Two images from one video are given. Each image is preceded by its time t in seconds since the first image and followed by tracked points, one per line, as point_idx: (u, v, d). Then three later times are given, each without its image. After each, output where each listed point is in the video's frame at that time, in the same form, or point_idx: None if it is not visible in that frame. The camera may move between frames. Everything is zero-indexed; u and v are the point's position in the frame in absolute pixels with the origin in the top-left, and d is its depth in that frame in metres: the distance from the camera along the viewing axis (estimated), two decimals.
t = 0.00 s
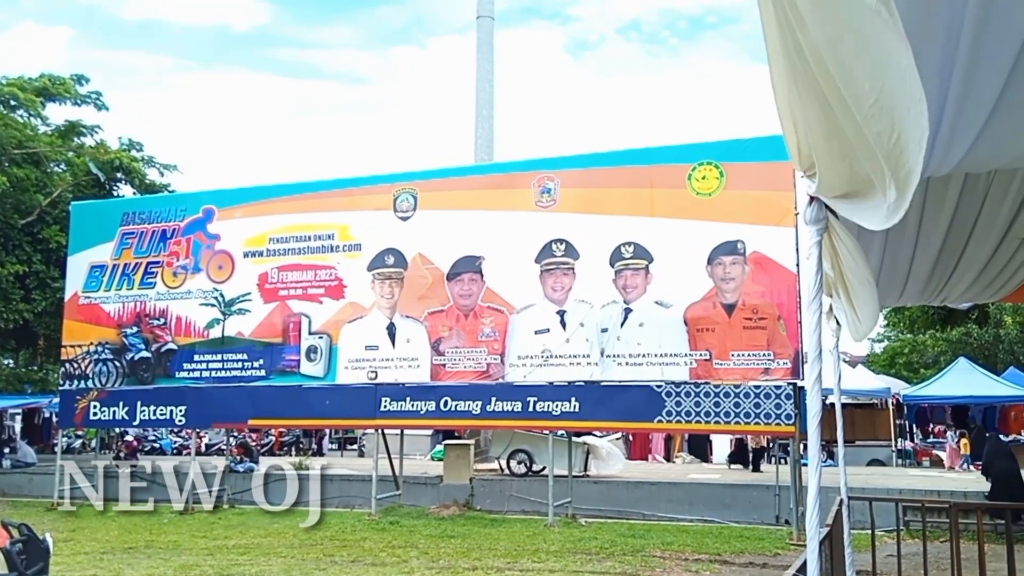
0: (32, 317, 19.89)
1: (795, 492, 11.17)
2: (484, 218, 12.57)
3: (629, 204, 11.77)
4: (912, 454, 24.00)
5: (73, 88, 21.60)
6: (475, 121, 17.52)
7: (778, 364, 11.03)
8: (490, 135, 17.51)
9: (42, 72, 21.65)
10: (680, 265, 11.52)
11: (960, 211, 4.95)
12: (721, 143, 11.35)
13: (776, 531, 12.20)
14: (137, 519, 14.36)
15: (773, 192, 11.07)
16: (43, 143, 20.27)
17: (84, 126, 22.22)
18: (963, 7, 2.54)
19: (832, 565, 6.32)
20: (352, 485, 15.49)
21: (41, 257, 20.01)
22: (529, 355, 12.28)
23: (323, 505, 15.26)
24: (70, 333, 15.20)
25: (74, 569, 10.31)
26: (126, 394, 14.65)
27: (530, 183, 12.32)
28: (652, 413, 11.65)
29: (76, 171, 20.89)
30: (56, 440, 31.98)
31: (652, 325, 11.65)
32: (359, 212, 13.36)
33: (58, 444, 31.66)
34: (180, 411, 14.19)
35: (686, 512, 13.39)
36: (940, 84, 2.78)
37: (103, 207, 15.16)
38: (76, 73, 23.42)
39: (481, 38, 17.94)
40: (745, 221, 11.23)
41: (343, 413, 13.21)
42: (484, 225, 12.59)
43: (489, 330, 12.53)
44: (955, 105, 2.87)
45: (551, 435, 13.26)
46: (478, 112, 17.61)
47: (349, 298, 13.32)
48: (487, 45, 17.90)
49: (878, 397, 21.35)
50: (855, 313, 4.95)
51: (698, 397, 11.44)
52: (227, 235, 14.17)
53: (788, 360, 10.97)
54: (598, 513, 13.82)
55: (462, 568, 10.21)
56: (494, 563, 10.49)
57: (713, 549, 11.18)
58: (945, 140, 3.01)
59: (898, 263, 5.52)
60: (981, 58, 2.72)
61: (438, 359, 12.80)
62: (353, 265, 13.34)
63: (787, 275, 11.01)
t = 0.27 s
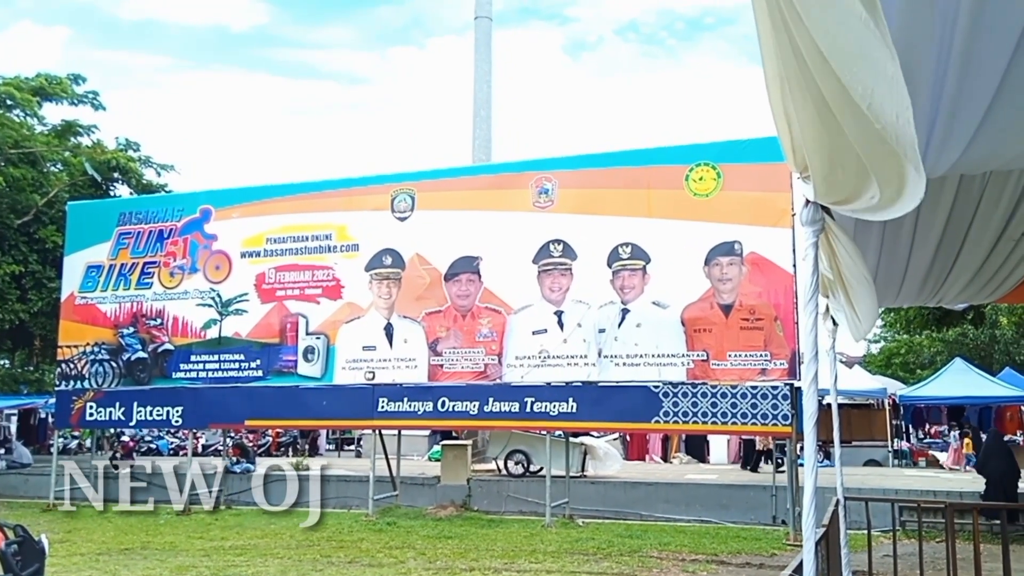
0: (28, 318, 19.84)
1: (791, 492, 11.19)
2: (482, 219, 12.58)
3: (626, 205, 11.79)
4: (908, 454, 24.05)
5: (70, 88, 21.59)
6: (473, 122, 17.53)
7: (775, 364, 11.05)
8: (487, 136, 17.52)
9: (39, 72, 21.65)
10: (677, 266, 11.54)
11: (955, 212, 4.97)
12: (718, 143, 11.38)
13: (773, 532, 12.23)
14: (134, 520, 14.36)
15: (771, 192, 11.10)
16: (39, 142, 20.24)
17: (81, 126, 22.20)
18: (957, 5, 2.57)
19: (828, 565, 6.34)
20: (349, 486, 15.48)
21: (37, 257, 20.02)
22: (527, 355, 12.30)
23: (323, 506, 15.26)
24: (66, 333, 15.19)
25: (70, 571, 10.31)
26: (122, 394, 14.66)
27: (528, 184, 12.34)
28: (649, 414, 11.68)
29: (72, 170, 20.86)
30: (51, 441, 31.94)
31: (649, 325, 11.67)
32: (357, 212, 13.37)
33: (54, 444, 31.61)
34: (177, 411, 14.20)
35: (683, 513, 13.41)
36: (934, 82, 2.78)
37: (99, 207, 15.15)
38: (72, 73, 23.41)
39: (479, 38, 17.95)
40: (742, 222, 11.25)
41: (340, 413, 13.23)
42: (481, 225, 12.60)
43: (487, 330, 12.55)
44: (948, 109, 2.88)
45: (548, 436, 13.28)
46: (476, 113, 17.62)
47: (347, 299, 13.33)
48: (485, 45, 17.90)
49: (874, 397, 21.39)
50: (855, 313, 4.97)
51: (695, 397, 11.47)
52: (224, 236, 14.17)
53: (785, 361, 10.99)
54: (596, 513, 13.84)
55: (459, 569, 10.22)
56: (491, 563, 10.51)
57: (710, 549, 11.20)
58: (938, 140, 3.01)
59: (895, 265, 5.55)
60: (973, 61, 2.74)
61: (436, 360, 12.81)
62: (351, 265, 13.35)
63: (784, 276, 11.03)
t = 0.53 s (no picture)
0: (25, 317, 19.84)
1: (789, 493, 11.22)
2: (480, 219, 12.59)
3: (624, 205, 11.80)
4: (905, 454, 24.10)
5: (67, 87, 21.59)
6: (471, 122, 17.54)
7: (773, 365, 11.06)
8: (485, 136, 17.53)
9: (36, 72, 21.65)
10: (674, 266, 11.55)
11: (953, 212, 4.97)
12: (715, 144, 11.40)
13: (770, 531, 12.26)
14: (132, 520, 14.36)
15: (768, 193, 11.12)
16: (37, 142, 20.25)
17: (78, 126, 22.22)
18: (953, 4, 2.61)
19: (826, 565, 6.36)
20: (348, 486, 15.49)
21: (34, 257, 20.01)
22: (525, 356, 12.31)
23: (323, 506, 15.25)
24: (63, 333, 15.18)
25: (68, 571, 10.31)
26: (119, 394, 14.66)
27: (526, 184, 12.35)
28: (647, 414, 11.72)
29: (69, 170, 20.87)
30: (49, 441, 31.93)
31: (647, 326, 11.68)
32: (354, 212, 13.37)
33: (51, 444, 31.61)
34: (174, 412, 14.20)
35: (681, 513, 13.42)
36: (930, 85, 2.78)
37: (96, 207, 15.14)
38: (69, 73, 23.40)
39: (477, 39, 17.95)
40: (740, 223, 11.27)
41: (337, 414, 13.25)
42: (479, 226, 12.61)
43: (484, 330, 12.57)
44: (945, 112, 2.89)
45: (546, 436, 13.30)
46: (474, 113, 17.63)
47: (345, 299, 13.34)
48: (482, 45, 17.91)
49: (871, 397, 21.42)
50: (854, 311, 4.98)
51: (693, 397, 11.50)
52: (222, 236, 14.17)
53: (782, 361, 11.00)
54: (594, 513, 13.86)
55: (457, 569, 10.23)
56: (489, 563, 10.52)
57: (707, 549, 11.22)
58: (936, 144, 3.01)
59: (893, 265, 5.55)
60: (969, 62, 2.76)
61: (434, 360, 12.82)
62: (349, 265, 13.35)
63: (781, 276, 11.05)
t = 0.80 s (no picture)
0: (22, 317, 19.84)
1: (786, 493, 11.24)
2: (478, 219, 12.60)
3: (621, 205, 11.81)
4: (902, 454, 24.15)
5: (64, 87, 21.60)
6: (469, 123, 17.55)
7: (770, 365, 11.09)
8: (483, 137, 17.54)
9: (33, 71, 21.65)
10: (672, 267, 11.57)
11: (950, 212, 4.97)
12: (713, 145, 11.42)
13: (768, 532, 12.27)
14: (129, 520, 14.36)
15: (766, 194, 11.15)
16: (34, 141, 20.22)
17: (75, 125, 22.23)
18: (948, 5, 2.62)
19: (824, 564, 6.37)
20: (346, 486, 15.50)
21: (31, 257, 20.01)
22: (523, 356, 12.32)
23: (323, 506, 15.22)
24: (61, 333, 15.18)
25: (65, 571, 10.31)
26: (117, 395, 14.65)
27: (524, 184, 12.36)
28: (645, 414, 11.72)
29: (66, 170, 20.88)
30: (46, 441, 31.92)
31: (644, 326, 11.71)
32: (352, 212, 13.37)
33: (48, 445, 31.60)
34: (172, 412, 14.18)
35: (679, 513, 13.43)
36: (927, 85, 2.79)
37: (94, 207, 15.14)
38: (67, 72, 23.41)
39: (475, 39, 17.97)
40: (738, 223, 11.29)
41: (335, 414, 13.23)
42: (477, 226, 12.62)
43: (482, 330, 12.58)
44: (941, 112, 2.89)
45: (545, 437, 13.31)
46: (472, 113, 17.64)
47: (343, 300, 13.34)
48: (481, 46, 17.92)
49: (869, 398, 21.46)
50: (852, 309, 4.97)
51: (690, 398, 11.51)
52: (219, 236, 14.17)
53: (780, 362, 11.03)
54: (592, 514, 13.87)
55: (454, 569, 10.24)
56: (487, 563, 10.53)
57: (705, 549, 11.24)
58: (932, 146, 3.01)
59: (890, 265, 5.55)
60: (964, 62, 2.77)
61: (432, 360, 12.83)
62: (347, 266, 13.36)
63: (779, 277, 11.07)
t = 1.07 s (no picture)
0: (20, 317, 19.88)
1: (785, 493, 11.24)
2: (477, 219, 12.61)
3: (620, 205, 11.82)
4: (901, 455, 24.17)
5: (63, 87, 21.62)
6: (468, 123, 17.56)
7: (769, 366, 11.10)
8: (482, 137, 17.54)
9: (31, 71, 21.64)
10: (671, 267, 11.58)
11: (948, 212, 4.98)
12: (712, 145, 11.42)
13: (766, 532, 12.29)
14: (128, 520, 14.36)
15: (764, 194, 11.16)
16: (31, 141, 20.10)
17: (73, 125, 22.25)
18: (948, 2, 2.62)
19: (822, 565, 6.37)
20: (345, 486, 15.50)
21: (29, 257, 20.00)
22: (522, 356, 12.32)
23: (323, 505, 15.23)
24: (59, 333, 15.18)
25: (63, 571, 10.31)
26: (115, 395, 14.65)
27: (523, 185, 12.36)
28: (644, 414, 11.74)
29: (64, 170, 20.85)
30: (44, 441, 31.91)
31: (643, 327, 11.72)
32: (352, 212, 13.38)
33: (47, 444, 31.59)
34: (170, 412, 14.17)
35: (678, 513, 13.45)
36: (926, 82, 2.79)
37: (92, 206, 15.13)
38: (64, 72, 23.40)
39: (474, 39, 17.97)
40: (736, 223, 11.30)
41: (333, 414, 13.23)
42: (476, 226, 12.63)
43: (481, 330, 12.58)
44: (940, 110, 2.89)
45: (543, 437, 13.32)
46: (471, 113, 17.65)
47: (341, 299, 13.35)
48: (480, 46, 17.93)
49: (868, 398, 21.47)
50: (853, 307, 4.96)
51: (689, 398, 11.53)
52: (218, 236, 14.17)
53: (779, 362, 11.04)
54: (591, 514, 13.88)
55: (453, 569, 10.24)
56: (485, 563, 10.54)
57: (703, 549, 11.25)
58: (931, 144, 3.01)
59: (889, 264, 5.55)
60: (964, 58, 2.77)
61: (431, 360, 12.84)
62: (345, 266, 13.36)
63: (777, 277, 11.08)
